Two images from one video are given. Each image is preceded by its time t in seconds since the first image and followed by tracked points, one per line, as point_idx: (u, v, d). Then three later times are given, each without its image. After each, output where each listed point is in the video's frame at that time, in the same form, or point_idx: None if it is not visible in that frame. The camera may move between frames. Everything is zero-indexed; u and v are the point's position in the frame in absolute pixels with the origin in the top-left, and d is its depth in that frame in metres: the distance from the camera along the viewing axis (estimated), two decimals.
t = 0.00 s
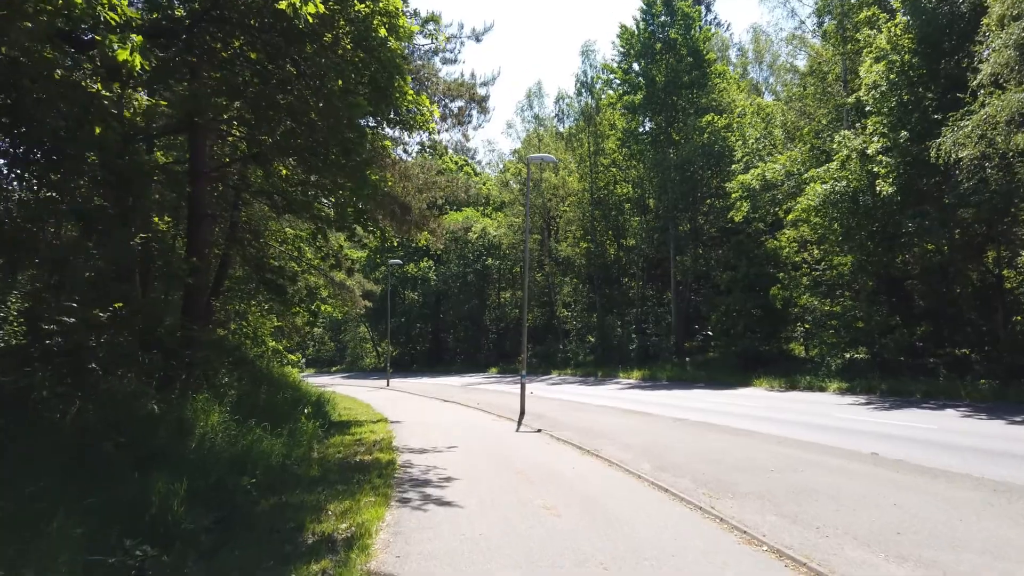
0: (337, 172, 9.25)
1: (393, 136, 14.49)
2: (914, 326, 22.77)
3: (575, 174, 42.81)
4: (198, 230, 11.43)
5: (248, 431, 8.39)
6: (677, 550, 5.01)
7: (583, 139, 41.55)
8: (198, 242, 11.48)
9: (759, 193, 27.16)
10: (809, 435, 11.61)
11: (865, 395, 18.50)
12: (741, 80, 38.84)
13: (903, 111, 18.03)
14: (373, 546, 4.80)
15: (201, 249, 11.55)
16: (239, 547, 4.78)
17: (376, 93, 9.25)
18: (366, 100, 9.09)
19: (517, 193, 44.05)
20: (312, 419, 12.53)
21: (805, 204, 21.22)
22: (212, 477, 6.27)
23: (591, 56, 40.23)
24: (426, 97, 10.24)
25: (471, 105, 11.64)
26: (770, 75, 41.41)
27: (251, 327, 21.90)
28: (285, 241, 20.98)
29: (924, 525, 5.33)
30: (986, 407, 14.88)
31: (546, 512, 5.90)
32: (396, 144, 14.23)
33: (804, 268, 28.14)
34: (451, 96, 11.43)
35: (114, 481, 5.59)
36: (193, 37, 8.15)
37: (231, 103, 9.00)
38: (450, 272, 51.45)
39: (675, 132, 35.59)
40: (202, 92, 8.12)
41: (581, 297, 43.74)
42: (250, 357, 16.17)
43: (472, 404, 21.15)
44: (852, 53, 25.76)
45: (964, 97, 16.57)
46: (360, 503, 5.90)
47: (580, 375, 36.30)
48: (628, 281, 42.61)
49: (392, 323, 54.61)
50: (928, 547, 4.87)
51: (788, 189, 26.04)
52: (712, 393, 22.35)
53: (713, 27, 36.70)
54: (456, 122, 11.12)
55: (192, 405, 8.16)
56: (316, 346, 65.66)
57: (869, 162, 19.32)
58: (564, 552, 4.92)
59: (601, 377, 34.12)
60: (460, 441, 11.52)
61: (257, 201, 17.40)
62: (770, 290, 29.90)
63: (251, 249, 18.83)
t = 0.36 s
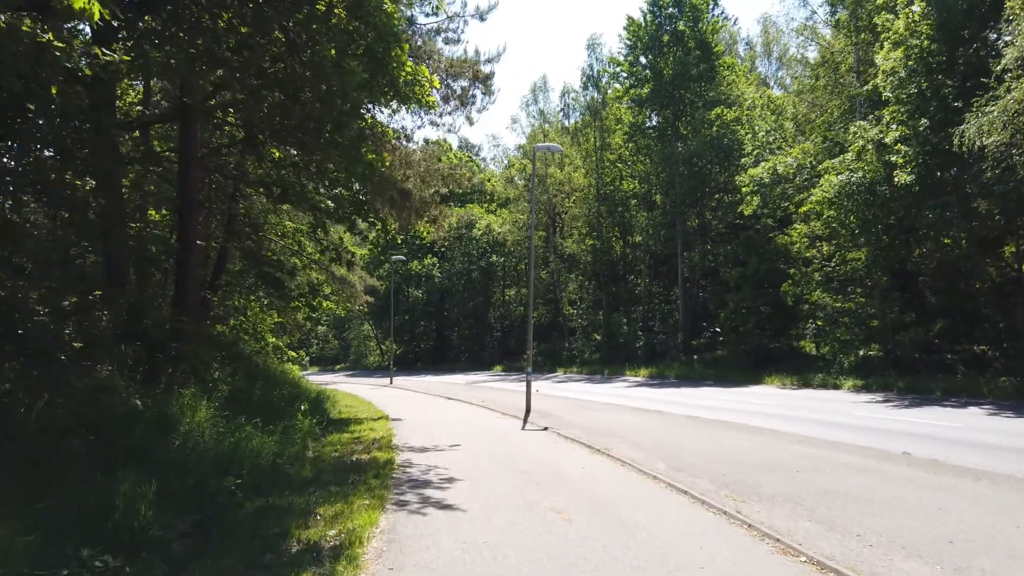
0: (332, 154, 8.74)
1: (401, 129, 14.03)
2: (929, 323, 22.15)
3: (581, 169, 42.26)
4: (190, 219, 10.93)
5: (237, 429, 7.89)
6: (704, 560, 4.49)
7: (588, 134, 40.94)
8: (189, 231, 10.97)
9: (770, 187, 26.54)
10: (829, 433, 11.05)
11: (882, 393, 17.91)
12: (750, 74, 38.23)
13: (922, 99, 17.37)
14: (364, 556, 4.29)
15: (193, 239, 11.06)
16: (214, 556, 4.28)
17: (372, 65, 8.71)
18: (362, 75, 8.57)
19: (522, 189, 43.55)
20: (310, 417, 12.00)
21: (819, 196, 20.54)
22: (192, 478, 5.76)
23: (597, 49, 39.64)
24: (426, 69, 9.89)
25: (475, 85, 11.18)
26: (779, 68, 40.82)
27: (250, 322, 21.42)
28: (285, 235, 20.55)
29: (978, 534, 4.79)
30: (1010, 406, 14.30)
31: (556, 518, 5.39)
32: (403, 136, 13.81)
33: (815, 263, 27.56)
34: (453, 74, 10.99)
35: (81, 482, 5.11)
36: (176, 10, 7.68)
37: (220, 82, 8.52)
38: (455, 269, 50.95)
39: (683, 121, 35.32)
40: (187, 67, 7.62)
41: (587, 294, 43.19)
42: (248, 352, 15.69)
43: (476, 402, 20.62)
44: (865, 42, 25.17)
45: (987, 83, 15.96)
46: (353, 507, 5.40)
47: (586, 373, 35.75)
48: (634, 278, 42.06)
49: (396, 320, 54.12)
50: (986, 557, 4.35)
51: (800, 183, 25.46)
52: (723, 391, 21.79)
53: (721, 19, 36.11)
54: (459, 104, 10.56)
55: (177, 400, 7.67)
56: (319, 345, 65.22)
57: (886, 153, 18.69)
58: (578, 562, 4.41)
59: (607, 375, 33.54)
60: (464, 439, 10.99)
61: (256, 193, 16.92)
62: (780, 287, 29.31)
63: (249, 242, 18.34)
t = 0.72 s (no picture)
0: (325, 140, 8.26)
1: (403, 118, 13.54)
2: (945, 318, 21.55)
3: (587, 163, 41.75)
4: (179, 209, 10.52)
5: (223, 428, 7.46)
6: None
7: (596, 126, 40.46)
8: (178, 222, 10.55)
9: (781, 179, 25.96)
10: (847, 432, 10.54)
11: (898, 390, 17.37)
12: (760, 65, 37.55)
13: (940, 87, 16.72)
14: None
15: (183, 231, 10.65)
16: None
17: (362, 35, 8.15)
18: (352, 46, 8.01)
19: (528, 183, 43.07)
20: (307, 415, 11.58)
21: (832, 188, 19.92)
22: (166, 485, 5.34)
23: (604, 40, 39.06)
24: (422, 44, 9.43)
25: (476, 66, 10.70)
26: (790, 59, 40.14)
27: (250, 317, 21.02)
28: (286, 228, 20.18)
29: None
30: None
31: (559, 530, 4.94)
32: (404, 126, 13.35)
33: (827, 257, 27.04)
34: (452, 54, 10.58)
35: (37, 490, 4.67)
36: None
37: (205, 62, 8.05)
38: (460, 264, 50.55)
39: (691, 113, 34.70)
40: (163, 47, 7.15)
41: (594, 290, 42.64)
42: (245, 348, 15.30)
43: (480, 399, 20.17)
44: (879, 31, 24.57)
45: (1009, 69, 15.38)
46: (338, 517, 4.97)
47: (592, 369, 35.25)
48: (641, 272, 41.53)
49: (401, 316, 53.78)
50: None
51: (812, 175, 24.90)
52: (732, 388, 21.30)
53: (730, 9, 35.50)
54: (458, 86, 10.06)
55: (159, 400, 7.24)
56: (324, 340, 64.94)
57: (904, 142, 18.11)
58: None
59: (614, 371, 33.08)
60: (465, 439, 10.54)
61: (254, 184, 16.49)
62: (791, 281, 28.73)
63: (247, 235, 17.91)
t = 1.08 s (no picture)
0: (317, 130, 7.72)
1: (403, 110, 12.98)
2: (962, 318, 20.93)
3: (591, 160, 41.17)
4: (164, 206, 9.94)
5: (208, 439, 6.92)
6: None
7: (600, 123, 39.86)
8: (163, 219, 9.96)
9: (791, 176, 25.35)
10: (871, 440, 9.99)
11: (915, 393, 16.78)
12: (768, 60, 36.88)
13: (961, 78, 16.08)
14: None
15: (170, 228, 10.09)
16: None
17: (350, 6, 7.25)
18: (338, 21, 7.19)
19: (531, 180, 42.54)
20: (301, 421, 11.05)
21: (846, 183, 19.31)
22: (133, 512, 4.80)
23: (609, 36, 38.45)
24: (423, 26, 8.91)
25: (479, 51, 10.15)
26: (799, 55, 39.53)
27: (247, 318, 20.51)
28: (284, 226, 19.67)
29: None
30: None
31: (574, 563, 4.37)
32: (406, 118, 12.80)
33: (838, 255, 26.43)
34: (453, 38, 10.07)
35: None
36: None
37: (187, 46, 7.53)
38: (463, 263, 49.99)
39: (697, 108, 34.18)
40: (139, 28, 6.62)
41: (598, 289, 41.96)
42: (239, 350, 14.79)
43: (483, 401, 19.64)
44: (892, 23, 23.96)
45: None
46: (324, 549, 4.45)
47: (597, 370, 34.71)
48: (646, 271, 40.92)
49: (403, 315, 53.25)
50: None
51: (823, 171, 24.28)
52: (741, 389, 20.74)
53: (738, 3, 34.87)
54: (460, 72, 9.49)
55: (138, 408, 6.68)
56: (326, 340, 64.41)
57: (921, 136, 17.50)
58: None
59: (619, 372, 32.50)
60: (466, 446, 10.00)
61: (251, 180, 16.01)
62: (801, 280, 28.12)
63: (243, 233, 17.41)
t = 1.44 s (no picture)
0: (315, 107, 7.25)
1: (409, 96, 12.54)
2: (985, 315, 20.29)
3: (601, 157, 40.64)
4: (158, 193, 9.45)
5: (199, 438, 6.45)
6: None
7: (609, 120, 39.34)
8: (156, 207, 9.45)
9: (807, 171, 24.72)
10: (902, 441, 9.44)
11: (939, 393, 16.19)
12: (781, 55, 36.21)
13: (989, 66, 15.47)
14: None
15: (165, 216, 9.60)
16: None
17: None
18: None
19: (540, 178, 42.03)
20: (301, 421, 10.56)
21: (867, 177, 18.70)
22: (105, 518, 4.29)
23: (619, 31, 37.92)
24: None
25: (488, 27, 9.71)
26: (812, 50, 38.96)
27: (250, 315, 20.06)
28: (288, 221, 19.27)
29: None
30: None
31: None
32: (411, 106, 12.36)
33: (854, 253, 25.82)
34: (461, 12, 9.76)
35: None
36: None
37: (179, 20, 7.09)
38: (470, 262, 49.51)
39: (709, 103, 33.62)
40: None
41: (608, 288, 41.30)
42: (240, 347, 14.36)
43: (491, 400, 19.17)
44: (911, 14, 23.39)
45: None
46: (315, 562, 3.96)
47: (607, 370, 34.17)
48: (656, 270, 40.32)
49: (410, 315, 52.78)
50: None
51: (840, 165, 23.67)
52: (756, 389, 20.17)
53: None
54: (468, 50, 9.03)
55: (125, 406, 6.22)
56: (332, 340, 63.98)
57: (946, 126, 16.88)
58: None
59: (630, 371, 31.92)
60: (473, 446, 9.49)
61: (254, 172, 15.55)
62: (816, 278, 27.51)
63: (245, 227, 16.96)
